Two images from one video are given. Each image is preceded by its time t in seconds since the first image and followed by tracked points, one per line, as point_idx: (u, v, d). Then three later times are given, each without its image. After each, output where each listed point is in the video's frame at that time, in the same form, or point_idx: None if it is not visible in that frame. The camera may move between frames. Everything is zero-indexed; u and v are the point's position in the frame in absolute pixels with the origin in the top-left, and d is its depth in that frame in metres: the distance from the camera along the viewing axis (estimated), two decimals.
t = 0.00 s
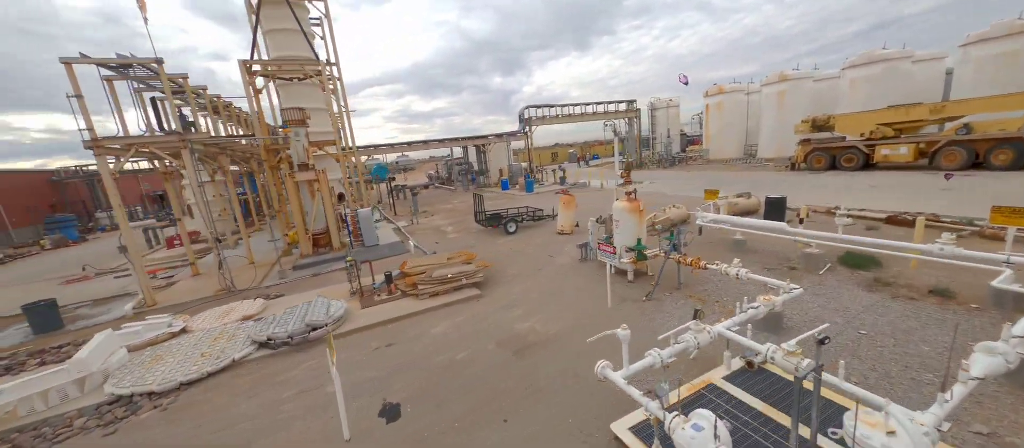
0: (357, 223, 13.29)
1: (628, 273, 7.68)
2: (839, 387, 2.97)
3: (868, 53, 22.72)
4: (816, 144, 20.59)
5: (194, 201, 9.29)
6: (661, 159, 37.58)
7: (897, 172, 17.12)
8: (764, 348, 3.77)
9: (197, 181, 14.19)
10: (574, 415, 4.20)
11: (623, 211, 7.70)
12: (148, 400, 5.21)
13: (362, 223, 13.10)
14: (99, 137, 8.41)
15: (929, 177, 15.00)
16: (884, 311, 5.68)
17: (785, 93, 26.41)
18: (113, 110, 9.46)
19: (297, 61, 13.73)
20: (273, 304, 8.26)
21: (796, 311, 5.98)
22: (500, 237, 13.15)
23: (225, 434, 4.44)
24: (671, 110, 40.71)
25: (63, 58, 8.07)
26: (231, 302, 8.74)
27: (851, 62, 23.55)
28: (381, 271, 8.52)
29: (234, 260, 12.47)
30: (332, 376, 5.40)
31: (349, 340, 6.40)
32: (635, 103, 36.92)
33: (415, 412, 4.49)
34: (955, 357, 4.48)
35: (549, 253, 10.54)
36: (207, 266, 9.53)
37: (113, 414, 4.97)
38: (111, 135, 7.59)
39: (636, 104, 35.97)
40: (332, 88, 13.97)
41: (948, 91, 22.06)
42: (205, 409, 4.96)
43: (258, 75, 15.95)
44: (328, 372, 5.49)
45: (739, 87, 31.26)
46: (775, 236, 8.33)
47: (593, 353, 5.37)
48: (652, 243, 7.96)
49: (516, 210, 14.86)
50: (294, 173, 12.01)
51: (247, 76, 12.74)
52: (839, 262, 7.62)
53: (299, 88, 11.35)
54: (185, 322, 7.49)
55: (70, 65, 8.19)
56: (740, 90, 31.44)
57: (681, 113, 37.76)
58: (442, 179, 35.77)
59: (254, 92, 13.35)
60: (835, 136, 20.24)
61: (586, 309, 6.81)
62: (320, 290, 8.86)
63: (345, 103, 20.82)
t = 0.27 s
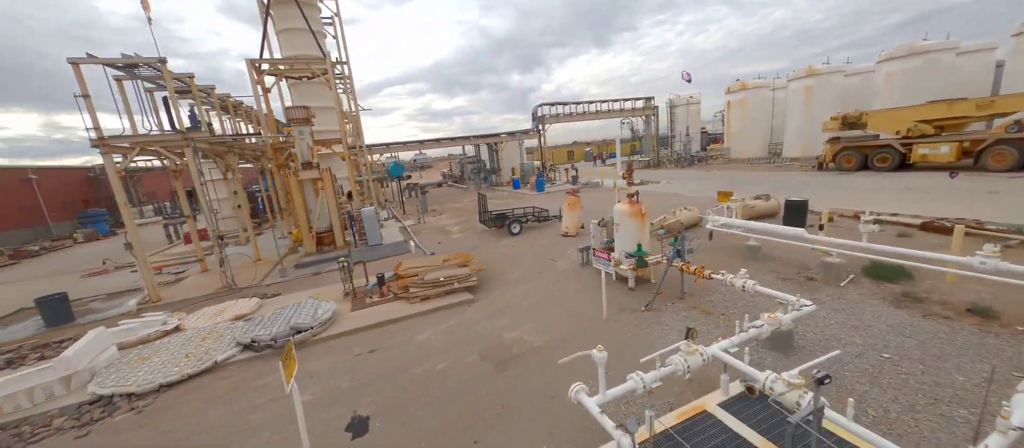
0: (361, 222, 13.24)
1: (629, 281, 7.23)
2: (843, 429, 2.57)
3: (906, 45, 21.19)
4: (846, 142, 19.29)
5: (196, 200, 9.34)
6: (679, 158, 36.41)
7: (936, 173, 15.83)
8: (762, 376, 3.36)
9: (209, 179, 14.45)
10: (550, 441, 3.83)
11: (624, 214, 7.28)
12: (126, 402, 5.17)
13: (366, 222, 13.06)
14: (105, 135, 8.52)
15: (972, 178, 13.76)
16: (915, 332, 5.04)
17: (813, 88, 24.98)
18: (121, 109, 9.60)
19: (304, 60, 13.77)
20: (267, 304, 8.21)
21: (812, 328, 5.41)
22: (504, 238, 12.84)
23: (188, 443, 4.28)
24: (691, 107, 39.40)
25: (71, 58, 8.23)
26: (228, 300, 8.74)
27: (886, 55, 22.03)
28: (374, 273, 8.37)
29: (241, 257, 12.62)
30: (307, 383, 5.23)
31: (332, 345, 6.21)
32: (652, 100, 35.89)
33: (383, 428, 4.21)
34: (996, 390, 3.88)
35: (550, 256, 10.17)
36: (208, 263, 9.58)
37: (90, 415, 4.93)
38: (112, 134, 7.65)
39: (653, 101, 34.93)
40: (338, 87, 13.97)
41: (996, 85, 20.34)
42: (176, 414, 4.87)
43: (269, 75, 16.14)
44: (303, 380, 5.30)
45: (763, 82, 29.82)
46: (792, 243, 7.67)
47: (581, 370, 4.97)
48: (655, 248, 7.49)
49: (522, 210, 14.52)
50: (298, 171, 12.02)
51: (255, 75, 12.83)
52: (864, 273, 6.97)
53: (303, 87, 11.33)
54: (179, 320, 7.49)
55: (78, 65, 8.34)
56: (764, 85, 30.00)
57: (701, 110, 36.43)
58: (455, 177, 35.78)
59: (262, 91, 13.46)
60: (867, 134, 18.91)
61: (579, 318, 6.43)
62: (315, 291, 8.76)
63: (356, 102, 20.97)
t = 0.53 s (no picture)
0: (364, 221, 13.19)
1: (627, 290, 6.75)
2: None
3: (950, 36, 19.59)
4: (880, 141, 17.97)
5: (198, 198, 9.38)
6: (698, 157, 35.16)
7: (980, 175, 14.55)
8: (757, 413, 2.97)
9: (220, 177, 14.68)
10: None
11: (623, 218, 6.86)
12: (104, 403, 5.13)
13: (369, 222, 12.99)
14: (110, 134, 8.62)
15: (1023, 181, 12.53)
16: (948, 359, 4.42)
17: (844, 84, 23.45)
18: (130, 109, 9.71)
19: (311, 58, 13.78)
20: (260, 304, 8.16)
21: (828, 350, 4.84)
22: (507, 240, 12.53)
23: None
24: (713, 104, 37.98)
25: (78, 58, 8.37)
26: (225, 299, 8.74)
27: (927, 48, 20.45)
28: (366, 274, 8.22)
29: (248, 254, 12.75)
30: (278, 393, 5.08)
31: (312, 351, 6.07)
32: (671, 97, 34.72)
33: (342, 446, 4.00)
34: None
35: (549, 261, 9.79)
36: (210, 261, 9.62)
37: (66, 417, 4.91)
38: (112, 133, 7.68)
39: (672, 98, 33.83)
40: (343, 85, 13.93)
41: None
42: (146, 420, 4.79)
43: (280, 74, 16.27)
44: (276, 389, 5.18)
45: (790, 78, 28.30)
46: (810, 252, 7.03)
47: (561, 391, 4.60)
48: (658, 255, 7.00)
49: (528, 211, 14.17)
50: (302, 170, 12.03)
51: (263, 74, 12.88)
52: (893, 287, 6.29)
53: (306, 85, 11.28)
54: (173, 319, 7.51)
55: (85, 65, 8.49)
56: (791, 81, 28.49)
57: (723, 108, 35.07)
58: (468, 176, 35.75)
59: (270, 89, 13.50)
60: (903, 133, 17.57)
61: (569, 330, 6.05)
62: (309, 291, 8.68)
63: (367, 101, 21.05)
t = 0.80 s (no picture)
0: (367, 221, 13.12)
1: (625, 301, 6.30)
2: None
3: (1001, 26, 17.97)
4: (918, 141, 16.65)
5: (199, 197, 9.42)
6: (719, 157, 33.83)
7: None
8: None
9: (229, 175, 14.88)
10: None
11: (622, 224, 6.42)
12: (81, 404, 5.09)
13: (372, 221, 12.90)
14: (115, 133, 8.72)
15: None
16: (990, 395, 3.79)
17: (879, 79, 21.93)
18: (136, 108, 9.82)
19: (317, 57, 13.77)
20: (252, 304, 8.10)
21: (845, 379, 4.27)
22: (509, 242, 12.20)
23: None
24: (735, 102, 36.47)
25: (83, 58, 8.49)
26: (221, 298, 8.74)
27: (974, 39, 18.84)
28: (358, 277, 8.05)
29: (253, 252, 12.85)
30: (249, 402, 4.92)
31: (292, 357, 5.91)
32: (691, 95, 33.52)
33: None
34: None
35: (549, 266, 9.40)
36: (210, 260, 9.67)
37: (42, 418, 4.88)
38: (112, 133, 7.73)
39: (692, 95, 32.64)
40: (348, 84, 13.88)
41: None
42: (116, 425, 4.71)
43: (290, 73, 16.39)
44: (248, 397, 5.02)
45: (819, 73, 26.76)
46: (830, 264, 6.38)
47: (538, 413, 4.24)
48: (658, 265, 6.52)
49: (533, 212, 13.79)
50: (305, 169, 12.02)
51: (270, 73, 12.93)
52: (926, 305, 5.62)
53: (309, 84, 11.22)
54: (166, 317, 7.53)
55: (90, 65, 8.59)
56: (820, 77, 26.93)
57: (746, 106, 33.60)
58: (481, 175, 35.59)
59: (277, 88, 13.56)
60: (945, 131, 16.23)
61: (557, 344, 5.67)
62: (302, 292, 8.60)
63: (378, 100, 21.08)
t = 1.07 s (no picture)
0: (370, 221, 13.01)
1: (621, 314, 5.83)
2: None
3: None
4: (962, 140, 15.32)
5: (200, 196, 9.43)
6: (741, 157, 32.44)
7: None
8: None
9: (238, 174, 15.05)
10: None
11: (620, 230, 5.96)
12: (58, 407, 5.03)
13: (374, 221, 12.79)
14: (119, 132, 8.78)
15: None
16: None
17: (918, 74, 20.40)
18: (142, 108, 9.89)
19: (323, 56, 13.76)
20: (245, 305, 8.01)
21: (865, 415, 3.72)
22: (512, 244, 11.83)
23: None
24: (759, 100, 34.93)
25: (90, 59, 8.62)
26: (217, 298, 8.71)
27: None
28: (349, 279, 7.85)
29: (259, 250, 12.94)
30: (218, 410, 4.72)
31: (271, 363, 5.71)
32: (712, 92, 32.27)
33: None
34: None
35: (548, 271, 8.98)
36: (210, 259, 9.68)
37: (18, 420, 4.83)
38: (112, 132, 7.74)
39: (712, 93, 31.41)
40: (354, 83, 13.81)
41: None
42: (86, 431, 4.59)
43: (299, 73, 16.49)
44: (219, 405, 4.82)
45: (851, 68, 25.19)
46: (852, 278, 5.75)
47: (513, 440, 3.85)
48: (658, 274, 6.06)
49: (538, 213, 13.38)
50: (308, 168, 11.98)
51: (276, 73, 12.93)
52: (965, 328, 4.95)
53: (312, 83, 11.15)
54: (159, 317, 7.51)
55: (97, 66, 8.74)
56: (852, 72, 25.36)
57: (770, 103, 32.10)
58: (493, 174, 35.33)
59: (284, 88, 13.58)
60: (992, 129, 14.87)
61: (546, 359, 5.25)
62: (295, 293, 8.47)
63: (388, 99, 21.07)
